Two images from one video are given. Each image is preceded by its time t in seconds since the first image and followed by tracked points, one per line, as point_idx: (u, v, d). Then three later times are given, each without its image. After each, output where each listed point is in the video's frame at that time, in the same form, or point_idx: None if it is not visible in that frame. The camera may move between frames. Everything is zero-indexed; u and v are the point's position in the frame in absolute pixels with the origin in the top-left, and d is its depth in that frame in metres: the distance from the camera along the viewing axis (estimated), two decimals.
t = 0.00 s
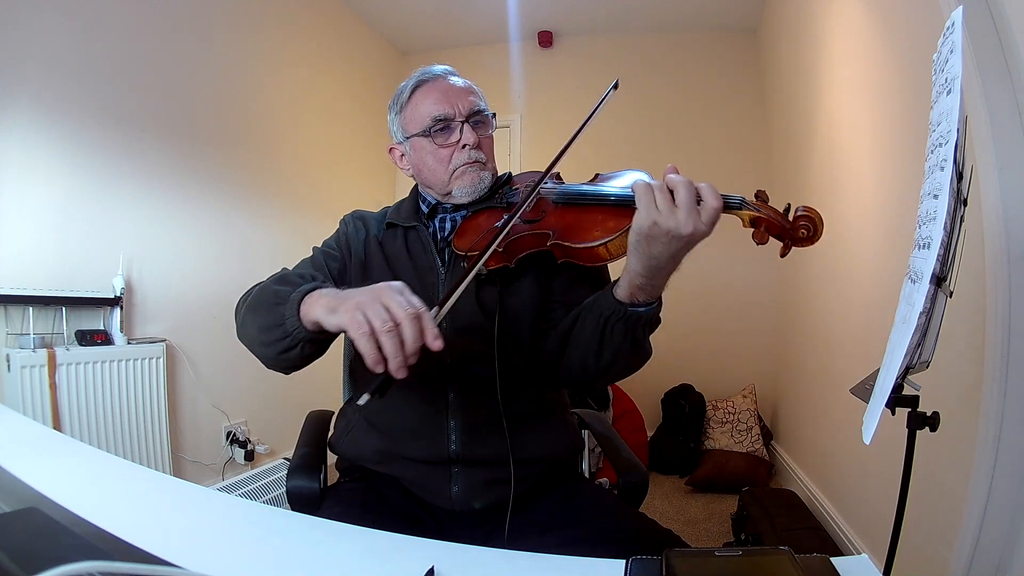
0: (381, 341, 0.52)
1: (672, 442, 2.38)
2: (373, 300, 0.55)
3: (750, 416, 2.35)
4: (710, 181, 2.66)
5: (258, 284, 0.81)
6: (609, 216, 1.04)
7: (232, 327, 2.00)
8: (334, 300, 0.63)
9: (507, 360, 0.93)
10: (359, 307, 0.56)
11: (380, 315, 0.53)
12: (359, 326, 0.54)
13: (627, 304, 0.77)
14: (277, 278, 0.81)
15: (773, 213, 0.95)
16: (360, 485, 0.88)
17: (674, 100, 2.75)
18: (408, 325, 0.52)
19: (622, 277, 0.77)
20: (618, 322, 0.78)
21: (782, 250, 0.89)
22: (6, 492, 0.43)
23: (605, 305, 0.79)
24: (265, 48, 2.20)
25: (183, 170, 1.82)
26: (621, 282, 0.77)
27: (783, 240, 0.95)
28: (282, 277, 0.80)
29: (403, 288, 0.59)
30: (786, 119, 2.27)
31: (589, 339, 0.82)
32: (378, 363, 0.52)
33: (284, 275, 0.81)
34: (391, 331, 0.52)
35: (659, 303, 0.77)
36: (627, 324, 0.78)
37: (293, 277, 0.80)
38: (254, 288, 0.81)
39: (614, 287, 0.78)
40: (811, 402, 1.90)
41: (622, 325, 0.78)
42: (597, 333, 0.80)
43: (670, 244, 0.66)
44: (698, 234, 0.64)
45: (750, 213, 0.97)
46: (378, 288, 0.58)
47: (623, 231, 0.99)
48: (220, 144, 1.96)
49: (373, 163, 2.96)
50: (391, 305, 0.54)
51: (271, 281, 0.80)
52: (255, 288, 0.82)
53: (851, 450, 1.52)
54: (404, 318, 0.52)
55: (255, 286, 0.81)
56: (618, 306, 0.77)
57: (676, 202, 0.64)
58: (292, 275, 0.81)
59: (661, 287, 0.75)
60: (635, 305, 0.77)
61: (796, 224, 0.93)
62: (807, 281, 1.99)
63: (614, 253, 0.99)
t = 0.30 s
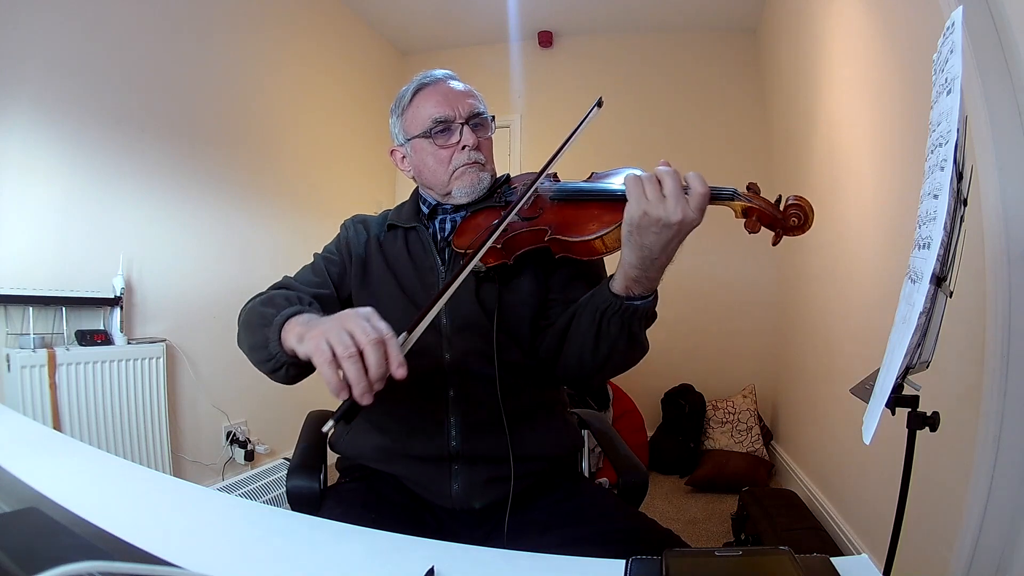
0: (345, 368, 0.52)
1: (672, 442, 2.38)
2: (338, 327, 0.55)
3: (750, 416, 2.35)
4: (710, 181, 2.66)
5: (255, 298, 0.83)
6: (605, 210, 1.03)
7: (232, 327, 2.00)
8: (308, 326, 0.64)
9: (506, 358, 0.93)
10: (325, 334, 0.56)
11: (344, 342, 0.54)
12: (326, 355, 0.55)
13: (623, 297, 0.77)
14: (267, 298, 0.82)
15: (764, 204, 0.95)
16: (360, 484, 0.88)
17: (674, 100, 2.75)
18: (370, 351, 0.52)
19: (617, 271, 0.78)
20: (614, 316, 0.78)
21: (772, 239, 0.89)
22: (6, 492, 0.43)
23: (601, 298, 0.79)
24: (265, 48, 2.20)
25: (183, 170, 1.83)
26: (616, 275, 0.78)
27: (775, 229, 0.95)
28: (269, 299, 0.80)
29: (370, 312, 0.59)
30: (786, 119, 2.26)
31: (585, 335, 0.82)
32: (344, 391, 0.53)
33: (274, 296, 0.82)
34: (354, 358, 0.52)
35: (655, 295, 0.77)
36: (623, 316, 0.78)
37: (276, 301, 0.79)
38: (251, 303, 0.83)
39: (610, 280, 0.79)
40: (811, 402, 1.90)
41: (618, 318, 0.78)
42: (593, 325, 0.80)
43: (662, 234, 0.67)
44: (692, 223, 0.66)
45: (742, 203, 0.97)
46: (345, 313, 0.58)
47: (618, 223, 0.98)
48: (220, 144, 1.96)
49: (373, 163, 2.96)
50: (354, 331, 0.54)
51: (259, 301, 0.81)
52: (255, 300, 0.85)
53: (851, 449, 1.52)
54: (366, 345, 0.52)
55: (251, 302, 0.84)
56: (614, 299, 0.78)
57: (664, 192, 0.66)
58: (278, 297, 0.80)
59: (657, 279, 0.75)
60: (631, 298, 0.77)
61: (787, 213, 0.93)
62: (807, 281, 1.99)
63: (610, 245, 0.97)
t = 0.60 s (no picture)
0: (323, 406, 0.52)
1: (672, 442, 2.38)
2: (318, 363, 0.55)
3: (750, 416, 2.35)
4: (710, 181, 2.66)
5: (260, 308, 0.84)
6: (606, 215, 1.05)
7: (232, 327, 2.00)
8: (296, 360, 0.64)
9: (506, 359, 0.93)
10: (307, 371, 0.56)
11: (322, 380, 0.53)
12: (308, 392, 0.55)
13: (621, 301, 0.77)
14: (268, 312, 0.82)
15: (765, 211, 0.95)
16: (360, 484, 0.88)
17: (674, 100, 2.75)
18: (347, 388, 0.51)
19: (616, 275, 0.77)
20: (613, 319, 0.78)
21: (774, 245, 0.90)
22: (6, 492, 0.43)
23: (601, 302, 0.79)
24: (265, 48, 2.20)
25: (183, 170, 1.83)
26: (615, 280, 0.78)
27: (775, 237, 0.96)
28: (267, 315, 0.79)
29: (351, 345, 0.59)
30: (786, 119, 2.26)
31: (584, 337, 0.81)
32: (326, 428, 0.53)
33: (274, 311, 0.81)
34: (332, 395, 0.52)
35: (653, 300, 0.77)
36: (621, 319, 0.77)
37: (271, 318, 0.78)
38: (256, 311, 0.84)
39: (610, 284, 0.79)
40: (811, 402, 1.90)
41: (617, 321, 0.78)
42: (594, 328, 0.80)
43: (660, 240, 0.67)
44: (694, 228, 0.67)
45: (743, 210, 0.97)
46: (327, 348, 0.58)
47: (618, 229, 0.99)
48: (220, 144, 1.97)
49: (373, 163, 2.96)
50: (333, 368, 0.54)
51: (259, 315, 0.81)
52: (264, 307, 0.86)
53: (851, 450, 1.52)
54: (343, 382, 0.52)
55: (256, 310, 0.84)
56: (613, 303, 0.77)
57: (663, 197, 0.67)
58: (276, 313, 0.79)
59: (655, 284, 0.75)
60: (629, 302, 0.77)
61: (788, 221, 0.94)
62: (807, 281, 1.99)
63: (611, 249, 0.98)
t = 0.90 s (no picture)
0: (297, 435, 0.53)
1: (672, 442, 2.38)
2: (293, 389, 0.56)
3: (750, 416, 2.35)
4: (710, 181, 2.66)
5: (260, 315, 0.84)
6: (609, 218, 1.05)
7: (232, 327, 2.00)
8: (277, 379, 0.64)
9: (507, 360, 0.93)
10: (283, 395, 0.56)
11: (297, 408, 0.54)
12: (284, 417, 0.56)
13: (622, 303, 0.77)
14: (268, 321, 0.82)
15: (769, 218, 0.95)
16: (360, 484, 0.88)
17: (675, 100, 2.75)
18: (322, 418, 0.52)
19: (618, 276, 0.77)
20: (613, 320, 0.78)
21: (777, 252, 0.89)
22: (6, 492, 0.43)
23: (601, 303, 0.79)
24: (265, 48, 2.20)
25: (183, 170, 1.83)
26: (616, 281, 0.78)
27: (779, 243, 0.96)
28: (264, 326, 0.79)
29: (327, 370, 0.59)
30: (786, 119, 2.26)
31: (584, 338, 0.81)
32: (302, 454, 0.54)
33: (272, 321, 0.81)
34: (306, 425, 0.53)
35: (654, 303, 0.77)
36: (622, 321, 0.77)
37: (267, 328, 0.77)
38: (256, 318, 0.84)
39: (610, 285, 0.79)
40: (811, 402, 1.90)
41: (617, 322, 0.78)
42: (594, 329, 0.80)
43: (665, 242, 0.68)
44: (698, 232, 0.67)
45: (747, 218, 0.97)
46: (305, 372, 0.58)
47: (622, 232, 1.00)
48: (220, 144, 1.97)
49: (373, 163, 2.96)
50: (309, 395, 0.54)
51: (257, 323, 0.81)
52: (264, 312, 0.86)
53: (851, 450, 1.51)
54: (318, 413, 0.53)
55: (256, 317, 0.84)
56: (614, 305, 0.77)
57: (667, 201, 0.67)
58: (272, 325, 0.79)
59: (657, 286, 0.75)
60: (630, 304, 0.77)
61: (792, 229, 0.94)
62: (807, 281, 1.99)
63: (615, 254, 0.99)
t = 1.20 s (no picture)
0: (262, 448, 0.52)
1: (672, 442, 2.39)
2: (262, 401, 0.55)
3: (750, 416, 2.35)
4: (710, 181, 2.66)
5: (256, 318, 0.84)
6: (608, 215, 1.04)
7: (232, 327, 2.00)
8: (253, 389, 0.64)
9: (507, 358, 0.93)
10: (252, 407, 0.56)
11: (264, 421, 0.54)
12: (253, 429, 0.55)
13: (622, 298, 0.77)
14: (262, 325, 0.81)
15: (766, 210, 0.95)
16: (361, 484, 0.88)
17: (675, 100, 2.75)
18: (288, 433, 0.52)
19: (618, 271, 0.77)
20: (613, 316, 0.78)
21: (775, 244, 0.89)
22: (6, 492, 0.44)
23: (602, 299, 0.79)
24: (265, 48, 2.20)
25: (183, 170, 1.83)
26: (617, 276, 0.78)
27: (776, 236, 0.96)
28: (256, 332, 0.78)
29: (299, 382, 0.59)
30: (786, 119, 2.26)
31: (584, 336, 0.81)
32: (266, 467, 0.54)
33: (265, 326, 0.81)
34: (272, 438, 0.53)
35: (655, 298, 0.77)
36: (622, 317, 0.77)
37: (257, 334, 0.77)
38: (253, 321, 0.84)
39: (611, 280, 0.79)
40: (811, 402, 1.90)
41: (617, 319, 0.78)
42: (593, 326, 0.80)
43: (666, 237, 0.68)
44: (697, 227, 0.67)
45: (744, 210, 0.97)
46: (277, 383, 0.58)
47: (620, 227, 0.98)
48: (220, 144, 1.97)
49: (373, 163, 2.96)
50: (277, 409, 0.54)
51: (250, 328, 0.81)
52: (261, 314, 0.86)
53: (851, 449, 1.52)
54: (285, 427, 0.52)
55: (253, 319, 0.84)
56: (616, 300, 0.77)
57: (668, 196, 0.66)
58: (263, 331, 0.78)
59: (658, 281, 0.75)
60: (631, 300, 0.77)
61: (789, 220, 0.94)
62: (807, 281, 1.99)
63: (613, 249, 0.96)
